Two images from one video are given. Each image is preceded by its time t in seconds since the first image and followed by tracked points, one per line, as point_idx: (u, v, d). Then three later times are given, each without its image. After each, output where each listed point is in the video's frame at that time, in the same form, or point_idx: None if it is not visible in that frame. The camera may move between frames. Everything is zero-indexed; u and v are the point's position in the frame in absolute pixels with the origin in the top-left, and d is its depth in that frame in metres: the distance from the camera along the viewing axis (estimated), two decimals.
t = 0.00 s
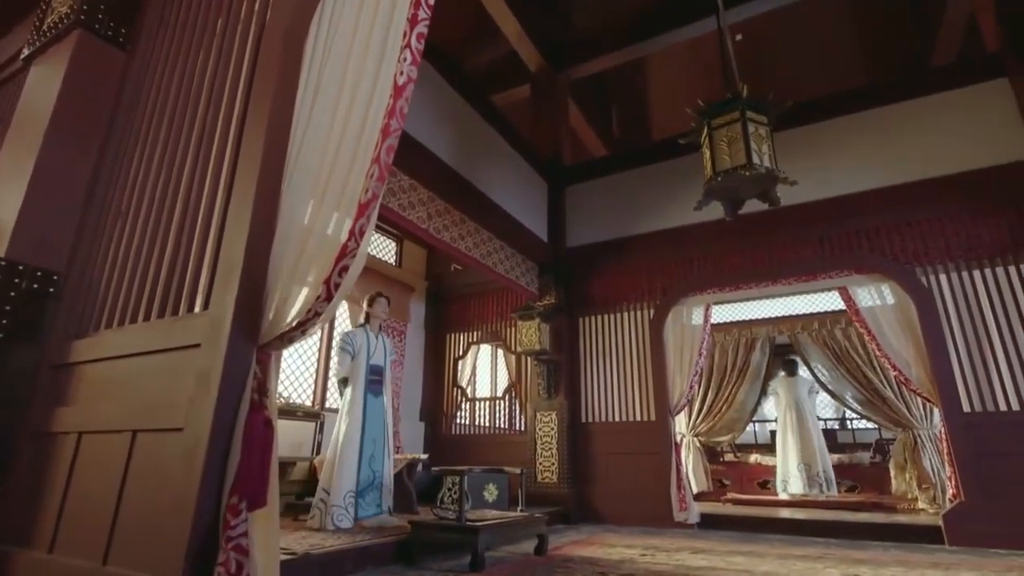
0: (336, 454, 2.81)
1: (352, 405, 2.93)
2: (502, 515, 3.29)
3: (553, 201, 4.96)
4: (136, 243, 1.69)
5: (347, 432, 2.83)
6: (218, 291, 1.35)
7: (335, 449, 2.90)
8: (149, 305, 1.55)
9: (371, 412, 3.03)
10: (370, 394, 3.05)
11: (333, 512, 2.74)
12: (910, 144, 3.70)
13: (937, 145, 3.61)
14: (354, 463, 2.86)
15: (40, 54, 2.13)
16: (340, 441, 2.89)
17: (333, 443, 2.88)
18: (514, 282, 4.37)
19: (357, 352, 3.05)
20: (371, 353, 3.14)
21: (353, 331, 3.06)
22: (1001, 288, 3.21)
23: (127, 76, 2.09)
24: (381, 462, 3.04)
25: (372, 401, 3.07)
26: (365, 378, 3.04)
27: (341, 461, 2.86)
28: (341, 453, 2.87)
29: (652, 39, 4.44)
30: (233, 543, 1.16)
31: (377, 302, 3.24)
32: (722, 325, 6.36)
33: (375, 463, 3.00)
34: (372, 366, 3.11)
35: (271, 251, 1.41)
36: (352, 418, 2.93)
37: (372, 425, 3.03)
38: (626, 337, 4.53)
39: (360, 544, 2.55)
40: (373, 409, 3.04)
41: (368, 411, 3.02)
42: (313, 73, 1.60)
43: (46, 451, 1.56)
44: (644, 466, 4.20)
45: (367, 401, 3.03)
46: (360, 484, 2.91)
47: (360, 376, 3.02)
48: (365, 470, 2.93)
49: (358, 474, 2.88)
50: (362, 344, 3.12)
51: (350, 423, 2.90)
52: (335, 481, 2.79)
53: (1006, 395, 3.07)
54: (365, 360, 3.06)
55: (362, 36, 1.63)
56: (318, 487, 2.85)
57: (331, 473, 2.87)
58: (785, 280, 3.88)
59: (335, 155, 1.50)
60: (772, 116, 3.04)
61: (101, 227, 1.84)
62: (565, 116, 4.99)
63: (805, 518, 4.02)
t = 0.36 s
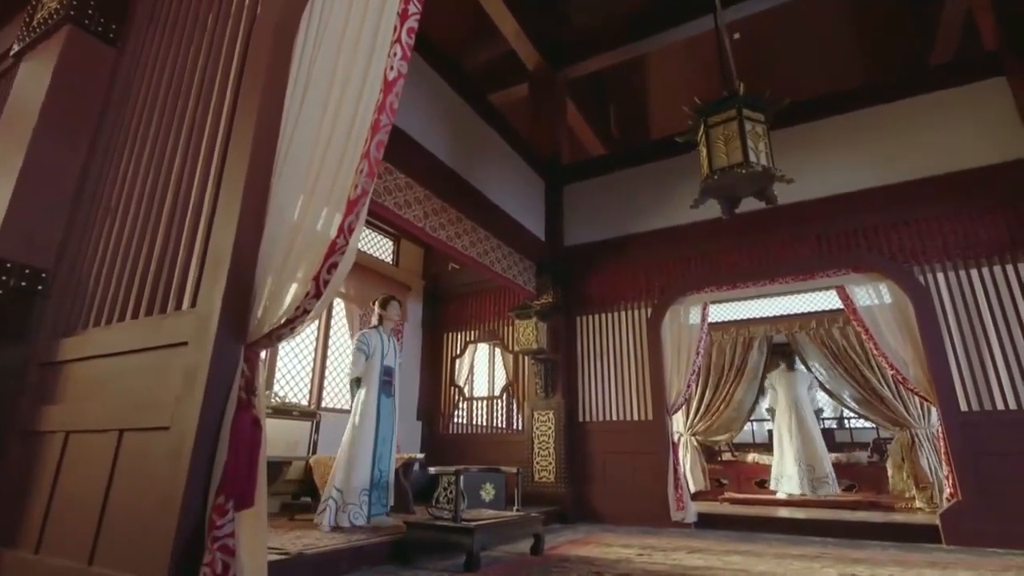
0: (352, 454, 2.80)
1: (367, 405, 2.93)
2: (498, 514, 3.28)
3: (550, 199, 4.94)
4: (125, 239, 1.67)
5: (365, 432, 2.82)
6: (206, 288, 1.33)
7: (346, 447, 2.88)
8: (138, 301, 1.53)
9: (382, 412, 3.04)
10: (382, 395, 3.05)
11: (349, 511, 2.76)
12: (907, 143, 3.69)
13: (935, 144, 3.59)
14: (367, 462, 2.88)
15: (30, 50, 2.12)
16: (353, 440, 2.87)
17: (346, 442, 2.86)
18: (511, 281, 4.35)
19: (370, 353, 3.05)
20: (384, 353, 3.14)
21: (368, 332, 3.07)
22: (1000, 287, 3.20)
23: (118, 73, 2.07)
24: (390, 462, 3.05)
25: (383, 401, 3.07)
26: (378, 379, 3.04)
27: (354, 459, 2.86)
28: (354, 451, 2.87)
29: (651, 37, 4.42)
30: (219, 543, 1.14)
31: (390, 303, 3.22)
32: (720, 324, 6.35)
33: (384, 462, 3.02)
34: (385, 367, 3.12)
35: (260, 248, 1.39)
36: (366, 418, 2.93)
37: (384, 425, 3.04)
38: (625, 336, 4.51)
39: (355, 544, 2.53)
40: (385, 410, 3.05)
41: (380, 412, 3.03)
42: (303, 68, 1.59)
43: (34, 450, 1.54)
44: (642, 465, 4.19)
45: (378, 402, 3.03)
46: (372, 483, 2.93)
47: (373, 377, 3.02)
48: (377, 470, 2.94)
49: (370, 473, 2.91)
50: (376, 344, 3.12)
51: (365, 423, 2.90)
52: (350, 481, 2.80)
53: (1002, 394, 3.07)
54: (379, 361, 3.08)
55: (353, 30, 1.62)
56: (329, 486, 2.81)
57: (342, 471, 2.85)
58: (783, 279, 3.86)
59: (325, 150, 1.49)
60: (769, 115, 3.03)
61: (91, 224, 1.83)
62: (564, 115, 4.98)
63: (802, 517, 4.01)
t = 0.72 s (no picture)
0: (374, 450, 2.89)
1: (383, 403, 3.02)
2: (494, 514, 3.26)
3: (548, 197, 4.92)
4: (114, 235, 1.66)
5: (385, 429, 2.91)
6: (194, 285, 1.32)
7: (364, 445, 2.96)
8: (127, 299, 1.52)
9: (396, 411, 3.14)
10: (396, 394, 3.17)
11: (373, 507, 2.84)
12: (905, 141, 3.67)
13: (934, 143, 3.57)
14: (387, 456, 3.00)
15: (20, 47, 2.10)
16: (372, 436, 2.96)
17: (366, 439, 2.94)
18: (509, 280, 4.33)
19: (384, 354, 3.17)
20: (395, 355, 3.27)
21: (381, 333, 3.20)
22: (1000, 286, 3.18)
23: (109, 70, 2.06)
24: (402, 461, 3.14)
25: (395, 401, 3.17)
26: (392, 379, 3.17)
27: (374, 456, 2.94)
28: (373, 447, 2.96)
29: (650, 35, 4.40)
30: (206, 543, 1.12)
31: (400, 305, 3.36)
32: (718, 322, 6.30)
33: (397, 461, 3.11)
34: (397, 368, 3.26)
35: (248, 245, 1.37)
36: (382, 417, 3.03)
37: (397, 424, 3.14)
38: (623, 335, 4.49)
39: (349, 544, 2.51)
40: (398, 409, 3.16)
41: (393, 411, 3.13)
42: (293, 62, 1.57)
43: (22, 450, 1.53)
44: (639, 464, 4.17)
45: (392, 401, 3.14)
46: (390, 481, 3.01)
47: (388, 377, 3.15)
48: (392, 468, 3.03)
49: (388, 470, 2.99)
50: (388, 346, 3.25)
51: (383, 421, 3.00)
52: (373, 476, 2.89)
53: (1000, 392, 3.06)
54: (392, 362, 3.21)
55: (344, 25, 1.60)
56: (352, 484, 2.88)
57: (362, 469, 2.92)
58: (780, 278, 3.84)
59: (315, 146, 1.47)
60: (767, 112, 3.01)
61: (82, 221, 1.82)
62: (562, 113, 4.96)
63: (800, 516, 4.00)
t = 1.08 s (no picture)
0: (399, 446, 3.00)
1: (401, 401, 3.15)
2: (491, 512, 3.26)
3: (547, 195, 4.89)
4: (104, 232, 1.64)
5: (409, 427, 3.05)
6: (181, 281, 1.30)
7: (385, 444, 3.07)
8: (116, 296, 1.50)
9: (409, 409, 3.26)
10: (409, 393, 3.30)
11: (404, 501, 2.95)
12: (905, 139, 3.65)
13: (934, 141, 3.55)
14: (406, 451, 3.18)
15: (11, 43, 2.08)
16: (393, 435, 3.09)
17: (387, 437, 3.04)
18: (507, 278, 4.31)
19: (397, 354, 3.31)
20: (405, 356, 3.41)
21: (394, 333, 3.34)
22: (999, 283, 3.16)
23: (99, 66, 2.04)
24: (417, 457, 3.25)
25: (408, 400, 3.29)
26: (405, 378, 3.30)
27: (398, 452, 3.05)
28: (393, 444, 3.11)
29: (648, 32, 4.37)
30: (193, 543, 1.11)
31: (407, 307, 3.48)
32: (717, 320, 6.27)
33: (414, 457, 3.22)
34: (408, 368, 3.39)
35: (238, 241, 1.36)
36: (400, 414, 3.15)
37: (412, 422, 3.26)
38: (621, 333, 4.48)
39: (345, 543, 2.50)
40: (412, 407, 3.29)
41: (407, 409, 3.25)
42: (283, 56, 1.55)
43: (11, 448, 1.52)
44: (638, 462, 4.16)
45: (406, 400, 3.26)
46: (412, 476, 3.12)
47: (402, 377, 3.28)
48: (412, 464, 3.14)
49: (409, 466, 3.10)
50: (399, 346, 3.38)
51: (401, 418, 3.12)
52: (403, 471, 3.06)
53: (999, 390, 3.05)
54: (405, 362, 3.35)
55: (334, 18, 1.59)
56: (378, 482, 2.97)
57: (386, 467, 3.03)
58: (778, 276, 3.83)
59: (304, 140, 1.45)
60: (764, 109, 2.99)
61: (72, 218, 1.80)
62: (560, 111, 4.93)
63: (798, 514, 3.99)
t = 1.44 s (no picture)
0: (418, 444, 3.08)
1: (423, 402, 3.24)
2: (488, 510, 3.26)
3: (545, 192, 4.86)
4: (94, 227, 1.62)
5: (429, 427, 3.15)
6: (169, 277, 1.29)
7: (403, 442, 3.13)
8: (106, 291, 1.49)
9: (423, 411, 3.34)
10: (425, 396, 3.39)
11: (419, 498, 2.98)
12: (905, 136, 3.63)
13: (933, 138, 3.53)
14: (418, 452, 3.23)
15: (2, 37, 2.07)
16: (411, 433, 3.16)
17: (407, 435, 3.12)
18: (504, 276, 4.29)
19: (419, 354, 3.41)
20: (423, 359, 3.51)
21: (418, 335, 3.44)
22: (998, 280, 3.15)
23: (90, 61, 2.03)
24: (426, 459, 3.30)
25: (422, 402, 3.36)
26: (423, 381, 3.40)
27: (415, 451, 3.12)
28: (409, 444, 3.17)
29: (647, 28, 4.34)
30: (180, 542, 1.10)
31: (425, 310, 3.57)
32: (715, 317, 6.42)
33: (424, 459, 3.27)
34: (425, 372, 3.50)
35: (227, 236, 1.34)
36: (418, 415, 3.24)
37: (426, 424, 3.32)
38: (619, 331, 4.47)
39: (341, 541, 2.48)
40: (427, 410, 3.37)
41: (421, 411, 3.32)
42: (273, 50, 1.54)
43: None
44: (636, 460, 4.15)
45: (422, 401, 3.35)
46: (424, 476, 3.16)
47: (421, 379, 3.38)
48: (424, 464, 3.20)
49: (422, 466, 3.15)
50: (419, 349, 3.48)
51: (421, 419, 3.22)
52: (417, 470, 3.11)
53: (998, 388, 3.03)
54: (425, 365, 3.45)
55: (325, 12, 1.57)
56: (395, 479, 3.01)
57: (401, 464, 3.09)
58: (777, 273, 3.81)
59: (294, 135, 1.44)
60: (762, 105, 2.97)
61: (62, 213, 1.79)
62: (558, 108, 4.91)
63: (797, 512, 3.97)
